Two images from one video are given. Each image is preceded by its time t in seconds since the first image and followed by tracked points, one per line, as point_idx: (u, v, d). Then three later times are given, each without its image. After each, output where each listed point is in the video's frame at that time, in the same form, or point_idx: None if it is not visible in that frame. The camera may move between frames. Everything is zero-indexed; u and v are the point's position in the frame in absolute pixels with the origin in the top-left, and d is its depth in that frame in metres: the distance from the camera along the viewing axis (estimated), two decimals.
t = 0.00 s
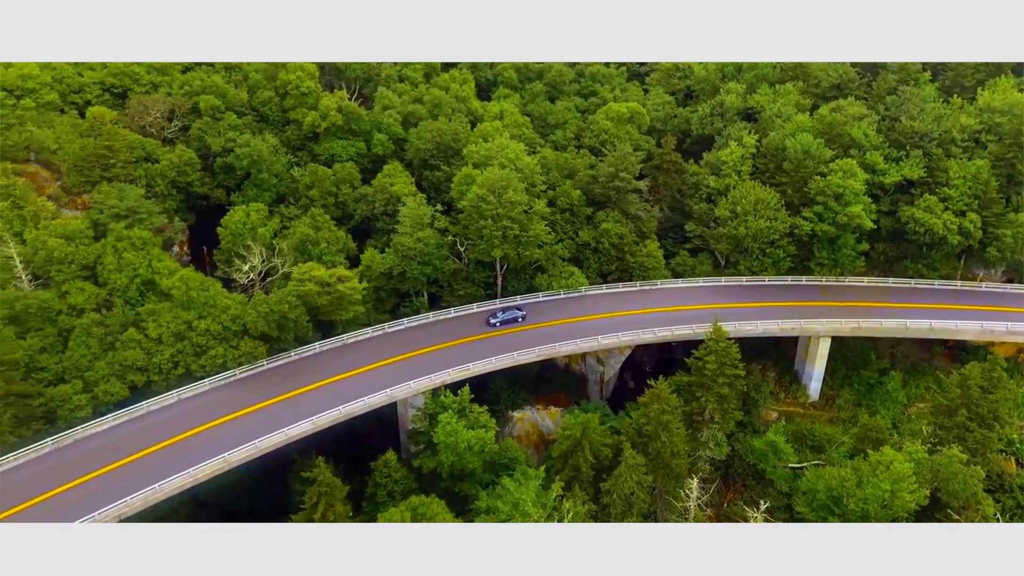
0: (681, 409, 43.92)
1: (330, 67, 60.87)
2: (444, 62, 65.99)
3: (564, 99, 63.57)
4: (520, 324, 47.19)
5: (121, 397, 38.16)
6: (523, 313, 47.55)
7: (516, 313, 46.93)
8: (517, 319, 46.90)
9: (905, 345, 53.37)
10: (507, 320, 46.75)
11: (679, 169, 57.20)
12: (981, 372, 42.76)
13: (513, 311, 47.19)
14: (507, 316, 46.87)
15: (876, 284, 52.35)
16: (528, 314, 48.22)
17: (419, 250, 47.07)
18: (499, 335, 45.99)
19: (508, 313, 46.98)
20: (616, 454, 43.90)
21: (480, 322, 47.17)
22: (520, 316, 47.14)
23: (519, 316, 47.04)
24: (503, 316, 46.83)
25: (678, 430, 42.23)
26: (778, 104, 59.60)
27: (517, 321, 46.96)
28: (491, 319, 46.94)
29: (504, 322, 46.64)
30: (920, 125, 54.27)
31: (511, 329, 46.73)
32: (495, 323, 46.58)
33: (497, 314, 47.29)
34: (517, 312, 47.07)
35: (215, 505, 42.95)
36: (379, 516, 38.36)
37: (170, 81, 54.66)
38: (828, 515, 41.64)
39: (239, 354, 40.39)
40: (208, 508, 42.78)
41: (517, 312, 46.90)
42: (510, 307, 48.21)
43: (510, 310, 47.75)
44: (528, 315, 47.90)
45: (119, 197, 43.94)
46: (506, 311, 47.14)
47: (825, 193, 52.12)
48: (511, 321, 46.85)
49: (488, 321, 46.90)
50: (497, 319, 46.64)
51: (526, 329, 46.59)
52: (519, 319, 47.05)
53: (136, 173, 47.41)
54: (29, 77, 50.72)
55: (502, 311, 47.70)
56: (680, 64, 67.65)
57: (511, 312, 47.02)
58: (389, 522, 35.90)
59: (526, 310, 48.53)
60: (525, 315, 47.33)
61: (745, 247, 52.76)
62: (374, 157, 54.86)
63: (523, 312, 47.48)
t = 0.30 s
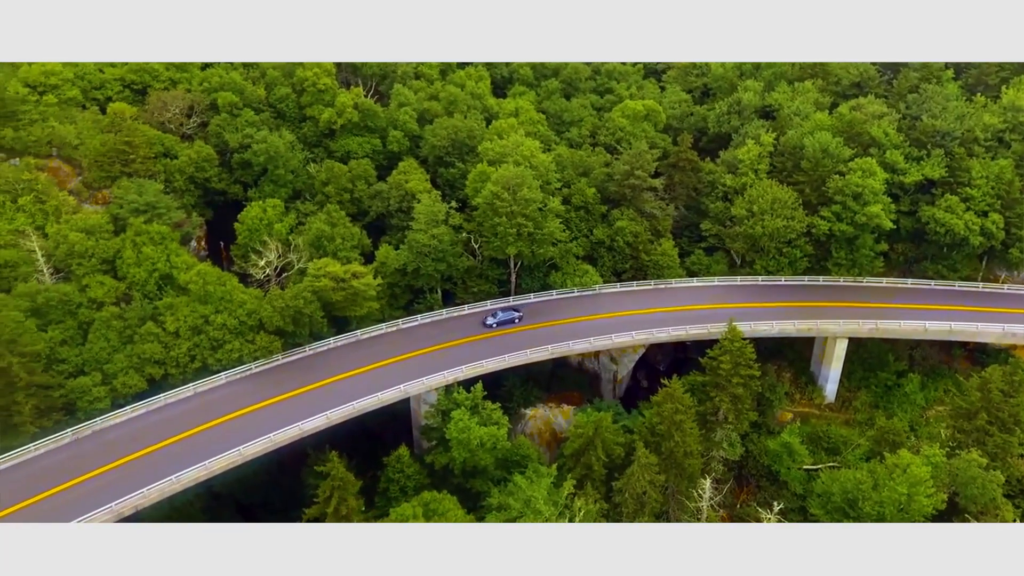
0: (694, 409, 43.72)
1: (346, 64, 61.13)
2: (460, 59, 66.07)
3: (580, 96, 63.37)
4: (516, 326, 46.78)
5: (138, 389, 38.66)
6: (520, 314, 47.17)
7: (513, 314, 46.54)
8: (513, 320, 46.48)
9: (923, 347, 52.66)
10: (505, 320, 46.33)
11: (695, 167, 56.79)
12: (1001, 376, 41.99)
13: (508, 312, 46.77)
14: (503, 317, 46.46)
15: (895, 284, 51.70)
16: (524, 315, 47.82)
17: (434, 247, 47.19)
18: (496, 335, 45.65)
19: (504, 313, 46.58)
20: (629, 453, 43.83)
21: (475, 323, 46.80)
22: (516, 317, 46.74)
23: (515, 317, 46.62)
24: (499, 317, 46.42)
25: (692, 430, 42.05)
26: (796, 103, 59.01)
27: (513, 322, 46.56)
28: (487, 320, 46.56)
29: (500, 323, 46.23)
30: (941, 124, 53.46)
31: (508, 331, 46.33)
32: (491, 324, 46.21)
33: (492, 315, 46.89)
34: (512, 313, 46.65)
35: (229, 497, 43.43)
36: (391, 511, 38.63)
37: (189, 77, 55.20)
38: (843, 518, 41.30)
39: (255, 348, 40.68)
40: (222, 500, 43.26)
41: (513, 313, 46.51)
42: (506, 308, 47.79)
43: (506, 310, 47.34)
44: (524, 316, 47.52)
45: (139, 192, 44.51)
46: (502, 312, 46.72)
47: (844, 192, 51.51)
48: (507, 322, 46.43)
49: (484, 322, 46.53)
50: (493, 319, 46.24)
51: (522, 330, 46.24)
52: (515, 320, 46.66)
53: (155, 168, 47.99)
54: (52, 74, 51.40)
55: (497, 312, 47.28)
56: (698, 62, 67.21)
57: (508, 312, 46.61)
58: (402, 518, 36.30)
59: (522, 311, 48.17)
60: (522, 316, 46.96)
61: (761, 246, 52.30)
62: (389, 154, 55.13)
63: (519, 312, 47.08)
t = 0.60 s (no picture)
0: (705, 407, 43.54)
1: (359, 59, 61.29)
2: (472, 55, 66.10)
3: (592, 93, 63.17)
4: (514, 325, 46.45)
5: (152, 381, 39.06)
6: (517, 313, 46.86)
7: (510, 313, 46.25)
8: (511, 319, 46.19)
9: (938, 346, 52.08)
10: (501, 320, 45.97)
11: (708, 164, 56.45)
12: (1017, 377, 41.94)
13: (505, 311, 46.47)
14: (501, 315, 46.16)
15: (909, 284, 51.21)
16: (522, 314, 47.49)
17: (445, 243, 47.23)
18: (495, 334, 45.39)
19: (501, 312, 46.29)
20: (639, 450, 43.81)
21: (472, 322, 46.50)
22: (514, 316, 46.43)
23: (513, 316, 46.32)
24: (497, 316, 46.09)
25: (702, 428, 41.91)
26: (811, 99, 58.52)
27: (510, 321, 46.25)
28: (484, 319, 46.24)
29: (498, 322, 45.92)
30: (959, 121, 52.77)
31: (505, 329, 46.03)
32: (488, 323, 45.86)
33: (489, 314, 46.55)
34: (510, 312, 46.36)
35: (241, 490, 43.76)
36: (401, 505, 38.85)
37: (203, 73, 55.60)
38: (855, 518, 41.00)
39: (266, 342, 40.98)
40: (234, 492, 43.59)
41: (511, 312, 46.23)
42: (504, 306, 47.48)
43: (503, 309, 47.04)
44: (522, 314, 47.24)
45: (153, 186, 44.98)
46: (500, 311, 46.41)
47: (858, 190, 51.01)
48: (505, 321, 46.12)
49: (482, 321, 46.22)
50: (490, 318, 45.90)
51: (520, 329, 45.96)
52: (513, 319, 46.36)
53: (169, 163, 48.42)
54: (69, 69, 51.95)
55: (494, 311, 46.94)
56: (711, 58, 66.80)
57: (503, 312, 46.27)
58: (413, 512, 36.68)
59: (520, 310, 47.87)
60: (520, 314, 46.68)
61: (774, 244, 51.96)
62: (401, 150, 55.30)
63: (517, 311, 46.76)
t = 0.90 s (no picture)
0: (721, 403, 43.26)
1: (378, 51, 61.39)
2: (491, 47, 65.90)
3: (611, 85, 62.67)
4: (512, 322, 46.03)
5: (173, 370, 39.65)
6: (516, 310, 46.41)
7: (508, 310, 45.80)
8: (509, 316, 45.78)
9: (962, 345, 51.19)
10: (498, 317, 45.57)
11: (727, 157, 55.80)
12: None
13: (502, 308, 46.03)
14: (499, 312, 45.73)
15: (933, 282, 50.36)
16: (520, 311, 47.05)
17: (461, 236, 47.29)
18: (492, 332, 44.98)
19: (499, 309, 45.84)
20: (654, 446, 43.69)
21: (470, 318, 46.08)
22: (513, 313, 45.99)
23: (511, 312, 45.88)
24: (494, 313, 45.64)
25: (718, 424, 41.64)
26: (834, 93, 57.59)
27: (509, 318, 45.84)
28: (482, 316, 45.79)
29: (495, 319, 45.49)
30: (988, 116, 51.61)
31: (504, 326, 45.62)
32: (486, 320, 45.42)
33: (487, 310, 46.09)
34: (510, 309, 45.95)
35: (259, 478, 44.23)
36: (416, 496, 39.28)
37: (224, 65, 56.06)
38: (872, 518, 40.60)
39: (285, 333, 41.42)
40: (252, 480, 44.07)
41: (509, 309, 45.81)
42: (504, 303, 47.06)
43: (501, 306, 46.59)
44: (520, 311, 46.79)
45: (175, 177, 45.51)
46: (497, 308, 45.97)
47: (882, 185, 50.16)
48: (503, 318, 45.70)
49: (480, 317, 45.79)
50: (488, 315, 45.45)
51: (518, 326, 45.56)
52: (511, 316, 45.93)
53: (191, 154, 49.00)
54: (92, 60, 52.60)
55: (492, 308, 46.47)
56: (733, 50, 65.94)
57: (501, 309, 45.87)
58: (426, 504, 36.81)
59: (518, 306, 47.43)
60: (518, 311, 46.25)
61: (794, 239, 51.41)
62: (419, 142, 55.44)
63: (515, 308, 46.30)
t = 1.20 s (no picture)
0: (734, 399, 43.09)
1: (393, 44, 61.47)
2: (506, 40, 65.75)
3: (626, 79, 62.29)
4: (510, 319, 45.72)
5: (188, 360, 40.05)
6: (514, 306, 46.12)
7: (506, 307, 45.51)
8: (508, 313, 45.50)
9: (980, 344, 50.46)
10: (496, 314, 45.29)
11: (743, 152, 55.35)
12: None
13: (501, 305, 45.74)
14: (497, 309, 45.45)
15: (951, 279, 49.74)
16: (519, 308, 46.77)
17: (474, 229, 47.30)
18: (490, 329, 44.70)
19: (496, 306, 45.57)
20: (664, 441, 43.67)
21: (468, 315, 45.79)
22: (511, 310, 45.70)
23: (510, 309, 45.61)
24: (492, 309, 45.35)
25: (730, 420, 41.57)
26: (853, 87, 56.92)
27: (507, 315, 45.56)
28: (480, 313, 45.49)
29: (493, 315, 45.21)
30: (1010, 111, 50.74)
31: (502, 323, 45.33)
32: (484, 317, 45.14)
33: (485, 307, 45.80)
34: (507, 305, 45.67)
35: (272, 468, 44.67)
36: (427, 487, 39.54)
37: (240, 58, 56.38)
38: (885, 516, 40.26)
39: (298, 324, 41.72)
40: (265, 470, 44.48)
41: (507, 306, 45.52)
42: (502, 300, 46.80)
43: (500, 303, 46.33)
44: (518, 308, 46.51)
45: (191, 169, 45.92)
46: (495, 305, 45.69)
47: (900, 181, 49.55)
48: (501, 314, 45.41)
49: (478, 314, 45.50)
50: (486, 312, 45.15)
51: (516, 323, 45.26)
52: (510, 312, 45.64)
53: (207, 146, 49.41)
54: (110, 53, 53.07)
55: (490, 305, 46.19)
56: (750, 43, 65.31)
57: (499, 306, 45.60)
58: (436, 495, 37.01)
59: (517, 303, 47.15)
60: (517, 308, 45.94)
61: (810, 235, 50.76)
62: (432, 136, 55.47)
63: (514, 305, 46.01)
